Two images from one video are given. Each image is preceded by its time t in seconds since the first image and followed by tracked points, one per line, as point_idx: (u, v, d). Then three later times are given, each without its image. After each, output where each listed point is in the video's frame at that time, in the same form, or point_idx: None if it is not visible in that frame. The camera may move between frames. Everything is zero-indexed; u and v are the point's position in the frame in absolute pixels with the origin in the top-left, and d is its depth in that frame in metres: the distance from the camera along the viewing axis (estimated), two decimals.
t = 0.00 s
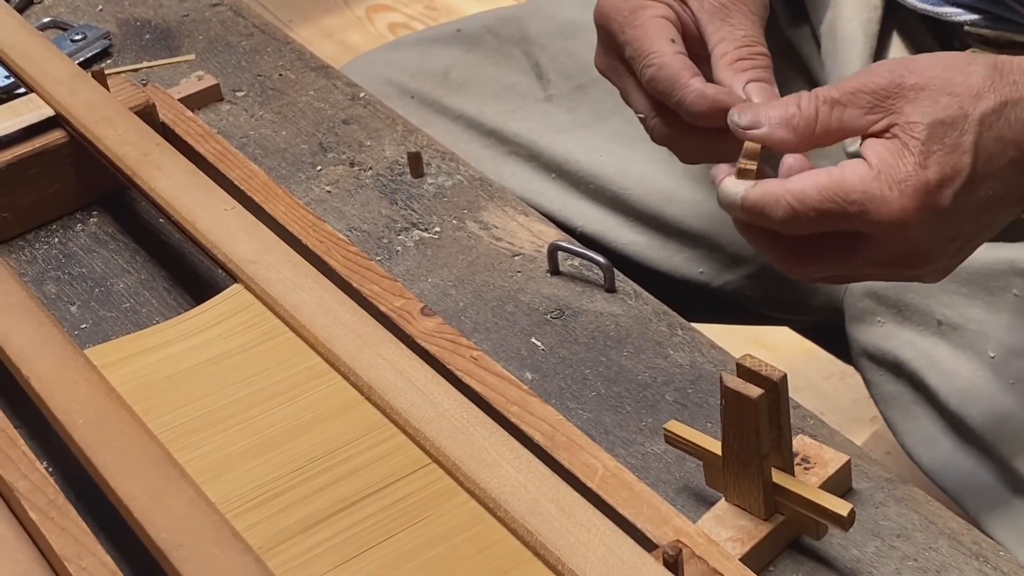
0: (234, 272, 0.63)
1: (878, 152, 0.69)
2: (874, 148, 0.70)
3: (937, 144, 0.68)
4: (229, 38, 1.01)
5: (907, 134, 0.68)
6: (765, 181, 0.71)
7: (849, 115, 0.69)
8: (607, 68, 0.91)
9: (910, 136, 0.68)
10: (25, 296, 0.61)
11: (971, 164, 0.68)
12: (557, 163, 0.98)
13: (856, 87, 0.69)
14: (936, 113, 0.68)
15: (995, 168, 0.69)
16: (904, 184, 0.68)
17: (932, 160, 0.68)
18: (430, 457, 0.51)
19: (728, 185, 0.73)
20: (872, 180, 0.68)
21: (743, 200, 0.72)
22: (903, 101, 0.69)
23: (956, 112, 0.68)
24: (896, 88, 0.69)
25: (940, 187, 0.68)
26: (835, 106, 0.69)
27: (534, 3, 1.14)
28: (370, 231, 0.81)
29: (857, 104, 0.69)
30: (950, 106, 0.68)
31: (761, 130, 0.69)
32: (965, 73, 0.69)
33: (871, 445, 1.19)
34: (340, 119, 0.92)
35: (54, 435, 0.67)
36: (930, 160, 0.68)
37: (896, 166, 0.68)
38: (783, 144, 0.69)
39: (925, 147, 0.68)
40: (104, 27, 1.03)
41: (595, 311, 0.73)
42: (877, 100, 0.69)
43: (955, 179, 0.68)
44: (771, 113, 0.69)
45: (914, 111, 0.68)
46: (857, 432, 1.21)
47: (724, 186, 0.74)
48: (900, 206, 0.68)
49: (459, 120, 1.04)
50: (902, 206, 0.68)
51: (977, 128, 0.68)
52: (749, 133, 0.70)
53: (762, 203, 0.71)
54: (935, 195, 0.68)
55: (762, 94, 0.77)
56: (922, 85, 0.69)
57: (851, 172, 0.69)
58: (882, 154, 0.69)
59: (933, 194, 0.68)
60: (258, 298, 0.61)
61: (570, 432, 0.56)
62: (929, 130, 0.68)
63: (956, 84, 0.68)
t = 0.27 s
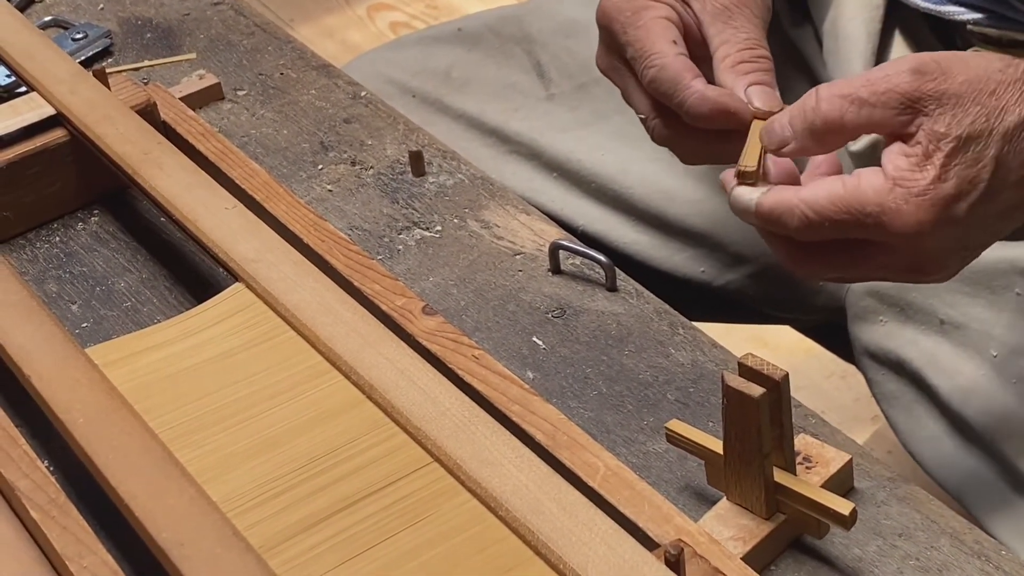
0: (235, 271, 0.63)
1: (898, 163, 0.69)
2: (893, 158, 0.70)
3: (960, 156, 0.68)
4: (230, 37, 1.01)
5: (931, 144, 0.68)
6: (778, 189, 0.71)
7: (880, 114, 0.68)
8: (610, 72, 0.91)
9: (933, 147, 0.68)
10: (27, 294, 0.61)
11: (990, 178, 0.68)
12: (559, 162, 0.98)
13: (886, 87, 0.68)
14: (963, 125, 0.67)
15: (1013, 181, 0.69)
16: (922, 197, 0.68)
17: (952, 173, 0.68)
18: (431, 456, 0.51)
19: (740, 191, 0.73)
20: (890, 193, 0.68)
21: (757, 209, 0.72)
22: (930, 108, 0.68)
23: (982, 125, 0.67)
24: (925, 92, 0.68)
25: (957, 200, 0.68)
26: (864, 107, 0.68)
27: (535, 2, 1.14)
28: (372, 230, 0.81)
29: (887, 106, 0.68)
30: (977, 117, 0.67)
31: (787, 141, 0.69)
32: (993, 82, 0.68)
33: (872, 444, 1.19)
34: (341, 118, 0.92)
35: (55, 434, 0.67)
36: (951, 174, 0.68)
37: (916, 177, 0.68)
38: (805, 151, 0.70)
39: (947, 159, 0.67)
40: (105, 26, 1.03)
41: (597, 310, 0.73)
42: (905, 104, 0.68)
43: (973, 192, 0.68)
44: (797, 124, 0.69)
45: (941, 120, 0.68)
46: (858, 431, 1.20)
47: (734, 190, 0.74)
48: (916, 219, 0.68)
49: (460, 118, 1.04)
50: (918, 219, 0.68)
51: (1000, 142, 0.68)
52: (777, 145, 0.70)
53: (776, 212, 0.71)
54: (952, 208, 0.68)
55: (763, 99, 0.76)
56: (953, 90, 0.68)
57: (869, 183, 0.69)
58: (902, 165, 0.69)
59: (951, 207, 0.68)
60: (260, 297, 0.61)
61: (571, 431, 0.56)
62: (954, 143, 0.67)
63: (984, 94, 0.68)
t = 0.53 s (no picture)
0: (236, 269, 0.62)
1: (904, 166, 0.69)
2: (898, 161, 0.69)
3: (965, 157, 0.67)
4: (231, 36, 1.01)
5: (934, 147, 0.68)
6: (790, 187, 0.71)
7: (878, 132, 0.69)
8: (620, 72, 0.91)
9: (937, 150, 0.68)
10: (27, 293, 0.61)
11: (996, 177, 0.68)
12: (560, 160, 0.98)
13: (882, 101, 0.68)
14: (964, 128, 0.67)
15: (1017, 179, 0.69)
16: (931, 198, 0.67)
17: (959, 174, 0.68)
18: (431, 454, 0.51)
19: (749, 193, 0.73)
20: (899, 195, 0.68)
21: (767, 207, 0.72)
22: (929, 115, 0.68)
23: (984, 126, 0.67)
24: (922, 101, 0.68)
25: (966, 200, 0.68)
26: (862, 123, 0.68)
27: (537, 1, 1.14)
28: (372, 228, 0.81)
29: (885, 118, 0.68)
30: (978, 119, 0.67)
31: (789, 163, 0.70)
32: (988, 84, 0.68)
33: (873, 443, 1.19)
34: (342, 116, 0.92)
35: (56, 432, 0.67)
36: (957, 173, 0.67)
37: (923, 179, 0.68)
38: (809, 169, 0.71)
39: (952, 160, 0.67)
40: (106, 24, 1.03)
41: (597, 309, 0.73)
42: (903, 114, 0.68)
43: (981, 191, 0.68)
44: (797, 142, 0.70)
45: (942, 125, 0.68)
46: (859, 430, 1.20)
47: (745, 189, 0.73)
48: (926, 220, 0.68)
49: (461, 117, 1.04)
50: (929, 220, 0.68)
51: (1003, 142, 0.67)
52: (779, 168, 0.71)
53: (788, 210, 0.71)
54: (961, 208, 0.68)
55: (773, 109, 0.77)
56: (950, 96, 0.68)
57: (877, 185, 0.68)
58: (908, 167, 0.68)
59: (960, 207, 0.68)
60: (260, 296, 0.61)
61: (572, 430, 0.56)
62: (958, 145, 0.67)
63: (982, 97, 0.68)
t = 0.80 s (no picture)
0: (236, 268, 0.63)
1: (903, 155, 0.68)
2: (897, 151, 0.69)
3: (964, 146, 0.67)
4: (231, 35, 1.01)
5: (931, 137, 0.68)
6: (793, 181, 0.71)
7: (872, 128, 0.69)
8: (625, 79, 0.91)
9: (935, 139, 0.68)
10: (27, 291, 0.61)
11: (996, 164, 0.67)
12: (560, 160, 0.98)
13: (875, 98, 0.69)
14: (960, 116, 0.67)
15: (1018, 168, 0.69)
16: (932, 186, 0.67)
17: (960, 162, 0.67)
18: (432, 453, 0.51)
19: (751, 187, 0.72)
20: (900, 184, 0.67)
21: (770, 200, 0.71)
22: (924, 107, 0.69)
23: (980, 114, 0.67)
24: (916, 94, 0.69)
25: (967, 188, 0.67)
26: (857, 121, 0.69)
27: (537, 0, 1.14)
28: (372, 227, 0.81)
29: (880, 115, 0.69)
30: (974, 108, 0.67)
31: (789, 154, 0.70)
32: (982, 76, 0.69)
33: (873, 442, 1.19)
34: (342, 115, 0.92)
35: (56, 432, 0.67)
36: (958, 161, 0.67)
37: (923, 167, 0.67)
38: (811, 166, 0.70)
39: (952, 148, 0.67)
40: (106, 23, 1.03)
41: (598, 308, 0.73)
42: (898, 108, 0.69)
43: (982, 179, 0.67)
44: (795, 136, 0.70)
45: (937, 115, 0.68)
46: (859, 429, 1.20)
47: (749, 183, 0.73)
48: (928, 207, 0.67)
49: (461, 116, 1.04)
50: (930, 207, 0.67)
51: (1001, 130, 0.67)
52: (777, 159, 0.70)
53: (790, 205, 0.70)
54: (962, 196, 0.67)
55: (781, 109, 0.76)
56: (942, 89, 0.69)
57: (877, 175, 0.68)
58: (907, 156, 0.68)
59: (961, 194, 0.67)
60: (261, 295, 0.61)
61: (572, 429, 0.56)
62: (955, 132, 0.67)
63: (976, 88, 0.68)
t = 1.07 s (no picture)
0: (234, 268, 0.62)
1: (962, 167, 0.67)
2: (953, 163, 0.67)
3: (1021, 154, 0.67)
4: (230, 34, 1.01)
5: (989, 146, 0.67)
6: (841, 204, 0.66)
7: (924, 139, 0.67)
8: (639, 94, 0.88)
9: (992, 147, 0.67)
10: (26, 291, 0.61)
11: None
12: (559, 159, 0.98)
13: (925, 108, 0.67)
14: (1015, 125, 0.67)
15: None
16: (994, 197, 0.66)
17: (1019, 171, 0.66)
18: (430, 453, 0.51)
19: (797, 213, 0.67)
20: (962, 196, 0.66)
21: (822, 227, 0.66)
22: (976, 116, 0.68)
23: None
24: (966, 103, 0.68)
25: None
26: (908, 131, 0.67)
27: None
28: (372, 227, 0.81)
29: (932, 125, 0.67)
30: None
31: (834, 172, 0.65)
32: None
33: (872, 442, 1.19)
34: (342, 115, 0.92)
35: (55, 432, 0.67)
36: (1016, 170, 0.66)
37: (984, 177, 0.66)
38: (857, 184, 0.66)
39: (1011, 157, 0.66)
40: (105, 22, 1.03)
41: (597, 308, 0.73)
42: (950, 117, 0.68)
43: None
44: (840, 154, 0.65)
45: (992, 124, 0.67)
46: (858, 428, 1.20)
47: (792, 204, 0.67)
48: (992, 219, 0.66)
49: (460, 116, 1.04)
50: (994, 219, 0.66)
51: None
52: (820, 178, 0.65)
53: (839, 229, 0.65)
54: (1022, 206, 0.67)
55: (812, 120, 0.73)
56: (991, 98, 0.68)
57: (937, 190, 0.66)
58: (966, 168, 0.67)
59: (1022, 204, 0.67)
60: (259, 294, 0.61)
61: (570, 429, 0.56)
62: (1012, 140, 0.67)
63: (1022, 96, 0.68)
